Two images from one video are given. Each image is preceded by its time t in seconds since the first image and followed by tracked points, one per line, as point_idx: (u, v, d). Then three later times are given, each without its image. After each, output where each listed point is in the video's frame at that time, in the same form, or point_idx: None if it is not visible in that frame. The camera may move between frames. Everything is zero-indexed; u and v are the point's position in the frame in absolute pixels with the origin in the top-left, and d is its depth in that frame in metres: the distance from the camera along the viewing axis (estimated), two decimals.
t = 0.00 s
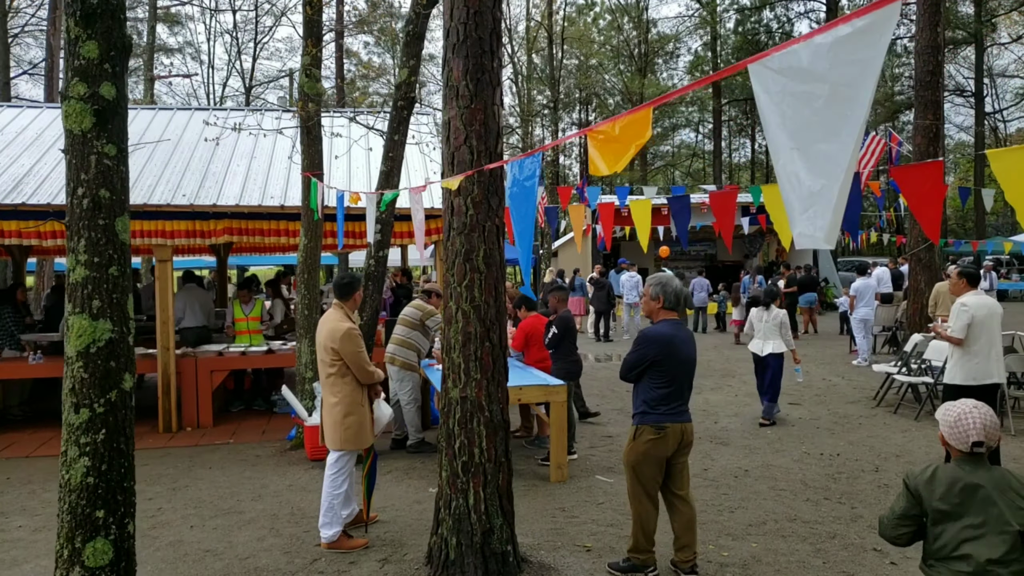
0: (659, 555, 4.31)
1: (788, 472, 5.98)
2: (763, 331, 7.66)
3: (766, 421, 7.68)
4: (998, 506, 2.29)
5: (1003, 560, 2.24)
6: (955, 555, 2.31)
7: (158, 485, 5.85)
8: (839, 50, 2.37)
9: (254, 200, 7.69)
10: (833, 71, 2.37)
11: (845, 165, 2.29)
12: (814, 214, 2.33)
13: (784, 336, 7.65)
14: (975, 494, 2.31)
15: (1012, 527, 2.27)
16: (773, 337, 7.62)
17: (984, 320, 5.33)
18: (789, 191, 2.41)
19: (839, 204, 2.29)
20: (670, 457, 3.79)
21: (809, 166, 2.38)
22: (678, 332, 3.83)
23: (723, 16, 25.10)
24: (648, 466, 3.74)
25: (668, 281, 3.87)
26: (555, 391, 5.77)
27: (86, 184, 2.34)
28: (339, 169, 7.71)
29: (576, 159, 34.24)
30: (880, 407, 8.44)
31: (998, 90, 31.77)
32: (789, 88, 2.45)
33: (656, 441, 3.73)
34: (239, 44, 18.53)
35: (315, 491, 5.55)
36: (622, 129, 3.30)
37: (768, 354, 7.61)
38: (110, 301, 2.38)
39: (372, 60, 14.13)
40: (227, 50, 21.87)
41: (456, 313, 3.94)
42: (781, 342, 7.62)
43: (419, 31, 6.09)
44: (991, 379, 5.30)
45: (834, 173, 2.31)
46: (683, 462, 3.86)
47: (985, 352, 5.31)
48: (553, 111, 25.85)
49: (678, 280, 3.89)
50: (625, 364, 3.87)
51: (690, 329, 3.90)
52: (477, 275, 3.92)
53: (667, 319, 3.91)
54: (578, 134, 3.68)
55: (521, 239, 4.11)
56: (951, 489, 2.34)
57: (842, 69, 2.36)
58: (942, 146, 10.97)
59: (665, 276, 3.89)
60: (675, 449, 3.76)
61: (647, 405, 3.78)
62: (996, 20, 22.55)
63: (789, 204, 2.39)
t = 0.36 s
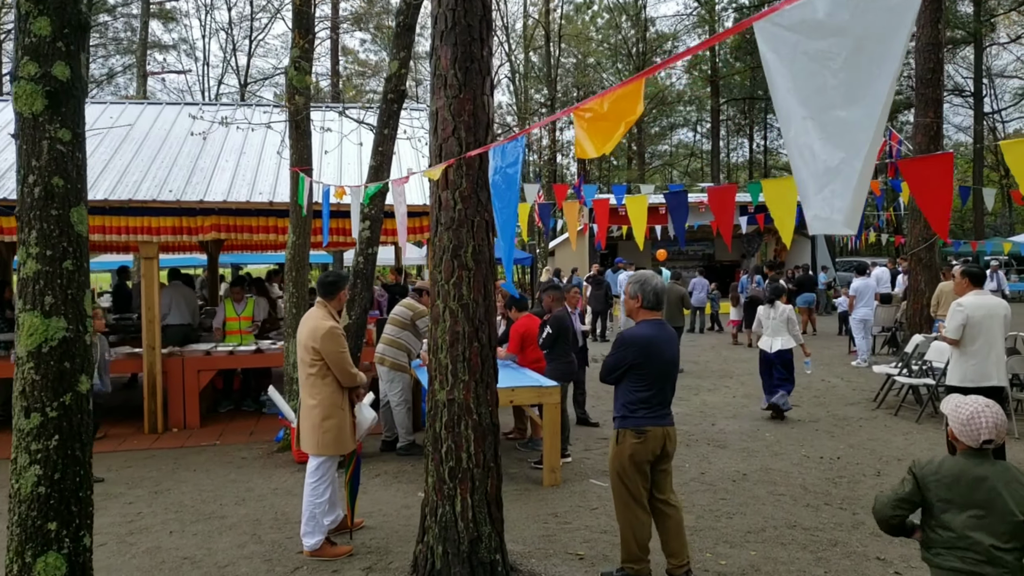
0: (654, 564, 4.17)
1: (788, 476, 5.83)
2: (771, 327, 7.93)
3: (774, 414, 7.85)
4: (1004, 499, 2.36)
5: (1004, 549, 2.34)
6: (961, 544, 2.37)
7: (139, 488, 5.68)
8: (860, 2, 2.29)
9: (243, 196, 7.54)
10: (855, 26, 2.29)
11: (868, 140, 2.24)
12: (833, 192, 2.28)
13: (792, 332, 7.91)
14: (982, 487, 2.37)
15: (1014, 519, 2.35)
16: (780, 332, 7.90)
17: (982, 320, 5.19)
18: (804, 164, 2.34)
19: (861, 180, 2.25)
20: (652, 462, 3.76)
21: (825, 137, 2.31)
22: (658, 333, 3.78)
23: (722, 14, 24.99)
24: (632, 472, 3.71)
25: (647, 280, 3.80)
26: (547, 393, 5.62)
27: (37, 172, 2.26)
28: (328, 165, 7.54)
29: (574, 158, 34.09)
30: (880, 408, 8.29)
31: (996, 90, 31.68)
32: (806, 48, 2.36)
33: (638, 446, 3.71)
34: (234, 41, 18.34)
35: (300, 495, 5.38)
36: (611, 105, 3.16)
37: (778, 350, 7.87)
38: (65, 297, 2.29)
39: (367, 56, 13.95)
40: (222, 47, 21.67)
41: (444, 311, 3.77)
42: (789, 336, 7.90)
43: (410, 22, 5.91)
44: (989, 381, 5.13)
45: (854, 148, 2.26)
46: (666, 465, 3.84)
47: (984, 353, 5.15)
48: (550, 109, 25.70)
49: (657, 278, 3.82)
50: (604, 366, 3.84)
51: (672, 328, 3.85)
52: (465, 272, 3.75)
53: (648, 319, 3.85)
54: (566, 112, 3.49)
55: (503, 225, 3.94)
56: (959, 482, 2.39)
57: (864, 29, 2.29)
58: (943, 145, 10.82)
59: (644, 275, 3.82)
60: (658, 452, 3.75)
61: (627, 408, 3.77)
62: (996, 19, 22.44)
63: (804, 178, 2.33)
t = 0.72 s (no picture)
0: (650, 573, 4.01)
1: (789, 480, 5.67)
2: (786, 328, 7.96)
3: (780, 414, 7.93)
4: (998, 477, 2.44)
5: (998, 526, 2.42)
6: (959, 522, 2.43)
7: (120, 495, 5.49)
8: None
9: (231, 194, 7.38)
10: None
11: (907, 88, 1.89)
12: (863, 154, 1.92)
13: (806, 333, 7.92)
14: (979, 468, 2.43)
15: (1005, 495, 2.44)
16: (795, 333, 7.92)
17: (983, 318, 5.01)
18: (827, 121, 1.98)
19: (897, 139, 1.90)
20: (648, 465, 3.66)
21: (852, 87, 1.95)
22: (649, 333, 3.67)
23: (720, 13, 24.87)
24: (632, 478, 3.55)
25: (635, 279, 3.71)
26: (541, 396, 5.43)
27: None
28: (318, 162, 7.36)
29: (572, 158, 33.97)
30: (883, 410, 8.13)
31: (996, 89, 31.56)
32: None
33: (638, 451, 3.57)
34: (229, 40, 18.23)
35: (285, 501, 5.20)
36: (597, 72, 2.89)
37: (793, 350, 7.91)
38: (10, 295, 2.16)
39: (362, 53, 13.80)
40: (217, 46, 21.50)
41: (431, 311, 3.59)
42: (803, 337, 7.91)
43: (401, 14, 5.74)
44: (992, 382, 4.99)
45: (888, 101, 1.91)
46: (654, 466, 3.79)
47: (986, 354, 5.00)
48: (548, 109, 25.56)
49: (643, 276, 3.74)
50: (595, 371, 3.68)
51: (660, 327, 3.75)
52: (453, 269, 3.57)
53: (634, 318, 3.74)
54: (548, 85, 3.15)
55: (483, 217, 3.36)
56: (962, 464, 2.43)
57: None
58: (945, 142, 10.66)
59: (631, 276, 3.70)
60: (654, 453, 3.64)
61: (623, 412, 3.62)
62: (996, 17, 22.31)
63: (829, 136, 1.96)
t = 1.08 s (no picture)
0: None
1: (775, 482, 5.54)
2: (796, 323, 8.05)
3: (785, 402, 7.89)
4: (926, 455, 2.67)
5: (928, 500, 2.64)
6: (892, 497, 2.66)
7: (89, 501, 5.35)
8: None
9: (209, 193, 7.24)
10: None
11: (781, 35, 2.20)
12: (746, 99, 2.24)
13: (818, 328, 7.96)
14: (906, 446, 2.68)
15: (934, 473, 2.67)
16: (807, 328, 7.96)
17: (969, 316, 4.94)
18: (714, 65, 2.28)
19: (773, 83, 2.21)
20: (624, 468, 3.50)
21: (733, 33, 2.25)
22: (626, 331, 3.52)
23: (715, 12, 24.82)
24: (608, 480, 3.40)
25: (611, 274, 3.56)
26: (520, 397, 5.28)
27: None
28: (296, 160, 7.23)
29: (567, 158, 33.88)
30: (874, 410, 8.01)
31: (992, 87, 31.49)
32: None
33: (614, 452, 3.41)
34: (220, 41, 18.10)
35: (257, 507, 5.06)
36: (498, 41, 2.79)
37: (804, 346, 7.96)
38: None
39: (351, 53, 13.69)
40: (208, 46, 21.37)
41: (394, 309, 3.45)
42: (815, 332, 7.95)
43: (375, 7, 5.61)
44: (980, 381, 4.85)
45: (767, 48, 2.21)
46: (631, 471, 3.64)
47: (974, 352, 4.88)
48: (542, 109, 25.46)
49: (620, 272, 3.57)
50: (571, 368, 3.50)
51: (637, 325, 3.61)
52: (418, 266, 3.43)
53: (611, 316, 3.58)
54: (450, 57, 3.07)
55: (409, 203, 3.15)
56: (889, 443, 2.70)
57: None
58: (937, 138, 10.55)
59: (609, 272, 3.55)
60: (629, 457, 3.49)
61: (599, 412, 3.45)
62: (991, 15, 22.22)
63: (717, 80, 2.27)
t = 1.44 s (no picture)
0: None
1: (756, 488, 5.43)
2: (796, 325, 8.14)
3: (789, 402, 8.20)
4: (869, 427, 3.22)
5: (860, 458, 3.20)
6: (833, 453, 3.24)
7: (56, 510, 5.25)
8: None
9: (185, 195, 7.13)
10: None
11: (523, 54, 2.65)
12: (501, 107, 2.64)
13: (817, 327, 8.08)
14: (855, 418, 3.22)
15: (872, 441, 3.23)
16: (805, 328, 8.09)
17: (953, 319, 4.84)
18: (486, 72, 2.68)
19: (519, 97, 2.64)
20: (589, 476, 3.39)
21: (500, 48, 2.66)
22: (594, 335, 3.40)
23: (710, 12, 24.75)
24: (573, 488, 3.30)
25: (580, 276, 3.46)
26: (495, 402, 5.18)
27: None
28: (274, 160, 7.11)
29: (564, 159, 33.82)
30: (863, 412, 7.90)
31: (989, 86, 31.39)
32: None
33: (577, 458, 3.30)
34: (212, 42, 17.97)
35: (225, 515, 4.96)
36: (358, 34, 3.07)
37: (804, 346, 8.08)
38: None
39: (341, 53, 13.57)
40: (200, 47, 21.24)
41: (351, 315, 3.34)
42: (816, 332, 8.08)
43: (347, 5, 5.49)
44: (963, 386, 4.75)
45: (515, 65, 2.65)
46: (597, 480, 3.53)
47: (958, 356, 4.77)
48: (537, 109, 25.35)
49: (589, 276, 3.47)
50: (536, 372, 3.39)
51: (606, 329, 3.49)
52: (375, 270, 3.32)
53: (579, 320, 3.48)
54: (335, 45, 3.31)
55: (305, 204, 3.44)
56: (838, 410, 3.24)
57: None
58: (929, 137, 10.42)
59: (578, 274, 3.44)
60: (594, 465, 3.38)
61: (562, 417, 3.34)
62: (987, 13, 22.12)
63: (484, 87, 2.66)
